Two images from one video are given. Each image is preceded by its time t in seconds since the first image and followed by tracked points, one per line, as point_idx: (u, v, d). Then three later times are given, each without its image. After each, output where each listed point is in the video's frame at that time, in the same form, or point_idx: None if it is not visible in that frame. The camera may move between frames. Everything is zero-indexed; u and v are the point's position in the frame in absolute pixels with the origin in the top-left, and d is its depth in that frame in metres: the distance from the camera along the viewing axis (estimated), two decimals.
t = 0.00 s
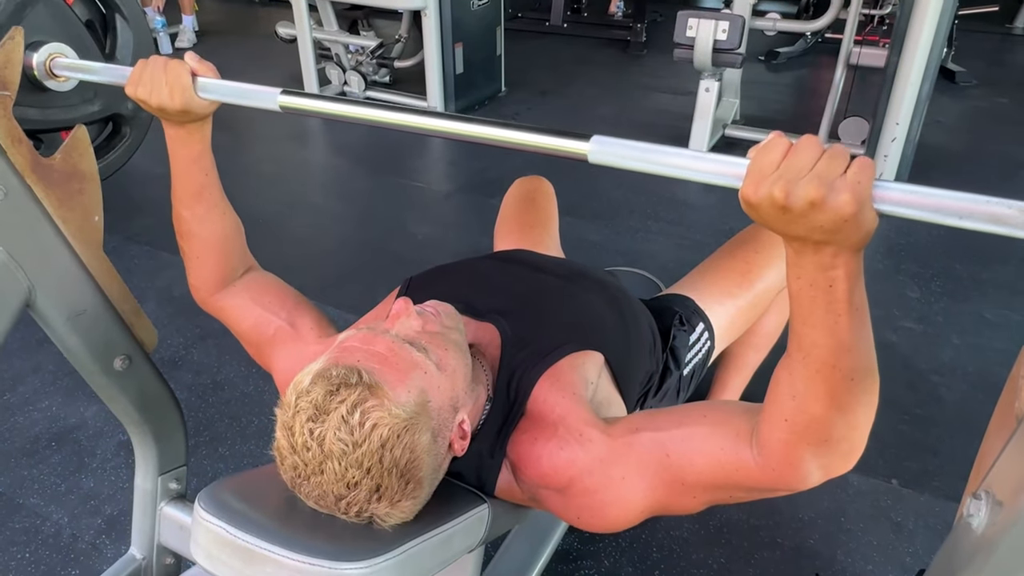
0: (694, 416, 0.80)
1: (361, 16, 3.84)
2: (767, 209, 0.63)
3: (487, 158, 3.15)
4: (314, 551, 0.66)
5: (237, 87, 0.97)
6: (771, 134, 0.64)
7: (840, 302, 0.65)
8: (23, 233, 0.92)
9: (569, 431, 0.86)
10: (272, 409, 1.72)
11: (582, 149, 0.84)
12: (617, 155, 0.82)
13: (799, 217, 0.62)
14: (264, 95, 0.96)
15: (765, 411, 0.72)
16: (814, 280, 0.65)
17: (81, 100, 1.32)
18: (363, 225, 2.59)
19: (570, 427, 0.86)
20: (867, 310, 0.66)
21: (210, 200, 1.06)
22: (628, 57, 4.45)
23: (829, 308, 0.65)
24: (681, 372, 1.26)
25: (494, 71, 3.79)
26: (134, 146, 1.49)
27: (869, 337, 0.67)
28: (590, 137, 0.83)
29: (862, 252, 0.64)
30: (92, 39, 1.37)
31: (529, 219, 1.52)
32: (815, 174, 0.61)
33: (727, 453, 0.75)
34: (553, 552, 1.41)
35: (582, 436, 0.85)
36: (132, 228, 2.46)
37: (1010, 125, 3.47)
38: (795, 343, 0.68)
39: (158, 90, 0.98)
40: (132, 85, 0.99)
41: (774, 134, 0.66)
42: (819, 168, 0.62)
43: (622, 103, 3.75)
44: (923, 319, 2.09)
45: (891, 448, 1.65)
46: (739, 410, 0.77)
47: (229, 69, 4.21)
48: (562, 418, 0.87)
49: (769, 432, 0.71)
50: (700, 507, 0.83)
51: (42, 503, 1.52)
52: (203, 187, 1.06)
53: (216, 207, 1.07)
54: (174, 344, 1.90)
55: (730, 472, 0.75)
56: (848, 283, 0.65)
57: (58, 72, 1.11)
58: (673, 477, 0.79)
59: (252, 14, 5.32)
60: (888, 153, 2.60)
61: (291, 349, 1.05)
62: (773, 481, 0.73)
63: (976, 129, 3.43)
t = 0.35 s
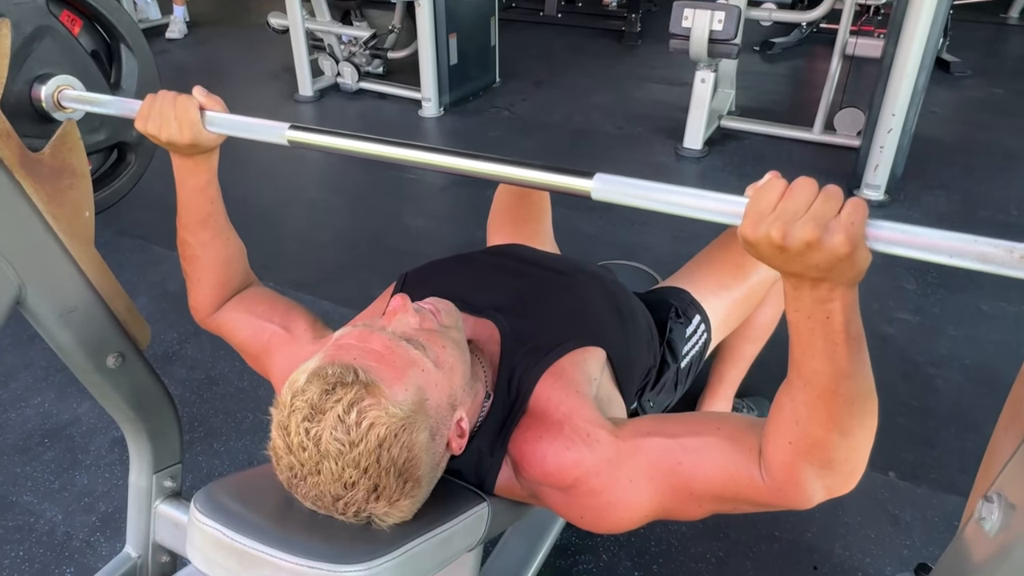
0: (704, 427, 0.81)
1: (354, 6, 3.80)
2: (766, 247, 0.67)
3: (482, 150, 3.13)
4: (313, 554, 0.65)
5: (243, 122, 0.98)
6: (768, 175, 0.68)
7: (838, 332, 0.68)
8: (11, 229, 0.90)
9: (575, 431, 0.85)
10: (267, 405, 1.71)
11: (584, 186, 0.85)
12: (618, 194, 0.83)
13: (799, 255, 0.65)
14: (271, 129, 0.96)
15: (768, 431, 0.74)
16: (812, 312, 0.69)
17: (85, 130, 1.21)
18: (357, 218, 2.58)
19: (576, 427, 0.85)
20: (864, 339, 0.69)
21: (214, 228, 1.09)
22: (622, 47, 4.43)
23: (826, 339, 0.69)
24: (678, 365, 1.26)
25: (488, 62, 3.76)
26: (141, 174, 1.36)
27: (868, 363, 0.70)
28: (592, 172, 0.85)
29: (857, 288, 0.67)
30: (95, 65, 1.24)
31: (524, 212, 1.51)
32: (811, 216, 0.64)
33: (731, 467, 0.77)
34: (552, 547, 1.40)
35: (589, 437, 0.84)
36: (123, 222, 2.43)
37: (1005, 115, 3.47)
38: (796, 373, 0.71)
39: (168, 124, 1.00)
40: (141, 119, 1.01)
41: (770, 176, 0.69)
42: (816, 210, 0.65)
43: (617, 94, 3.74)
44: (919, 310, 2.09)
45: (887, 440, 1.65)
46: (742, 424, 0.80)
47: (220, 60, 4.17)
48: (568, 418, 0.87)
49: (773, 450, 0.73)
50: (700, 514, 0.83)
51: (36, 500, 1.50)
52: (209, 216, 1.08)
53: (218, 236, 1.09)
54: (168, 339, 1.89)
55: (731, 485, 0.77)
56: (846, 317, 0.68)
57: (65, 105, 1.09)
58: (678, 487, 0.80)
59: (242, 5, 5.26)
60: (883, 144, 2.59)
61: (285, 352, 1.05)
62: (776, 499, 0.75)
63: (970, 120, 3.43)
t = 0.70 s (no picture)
0: (713, 439, 0.80)
1: None
2: (765, 289, 0.69)
3: (477, 142, 3.10)
4: (311, 561, 0.63)
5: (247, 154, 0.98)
6: (767, 220, 0.70)
7: (836, 365, 0.70)
8: None
9: (584, 435, 0.84)
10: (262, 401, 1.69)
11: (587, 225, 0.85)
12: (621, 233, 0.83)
13: (797, 298, 0.67)
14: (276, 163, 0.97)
15: (767, 454, 0.75)
16: (812, 345, 0.70)
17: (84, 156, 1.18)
18: (351, 212, 2.55)
19: (584, 431, 0.84)
20: (862, 371, 0.71)
21: (213, 253, 1.09)
22: (617, 38, 4.40)
23: (824, 372, 0.71)
24: (678, 359, 1.23)
25: (482, 53, 3.73)
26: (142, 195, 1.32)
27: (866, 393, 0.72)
28: (594, 214, 0.84)
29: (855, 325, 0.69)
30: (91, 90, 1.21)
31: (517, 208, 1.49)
32: (809, 259, 0.66)
33: (734, 486, 0.77)
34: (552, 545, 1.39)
35: (598, 441, 0.83)
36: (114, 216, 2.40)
37: (1000, 106, 3.46)
38: (795, 401, 0.73)
39: (169, 156, 1.00)
40: (142, 151, 1.00)
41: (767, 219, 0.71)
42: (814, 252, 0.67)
43: (611, 85, 3.71)
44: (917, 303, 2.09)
45: (887, 434, 1.64)
46: (742, 438, 0.80)
47: (211, 51, 4.12)
48: (575, 420, 0.85)
49: (775, 474, 0.74)
50: (703, 526, 0.84)
51: (28, 500, 1.48)
52: (210, 243, 1.09)
53: (215, 264, 1.10)
54: (161, 335, 1.86)
55: (733, 501, 0.77)
56: (845, 352, 0.70)
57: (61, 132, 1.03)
58: (683, 500, 0.80)
59: None
60: (880, 135, 2.58)
61: (281, 359, 1.03)
62: (778, 520, 0.76)
63: (966, 110, 3.42)
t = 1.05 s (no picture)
0: (720, 460, 0.81)
1: None
2: (770, 334, 0.69)
3: (470, 135, 3.07)
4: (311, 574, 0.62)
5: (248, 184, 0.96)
6: (771, 264, 0.69)
7: (836, 406, 0.71)
8: None
9: (592, 444, 0.83)
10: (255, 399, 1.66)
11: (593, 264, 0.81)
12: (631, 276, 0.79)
13: (801, 344, 0.68)
14: (282, 196, 0.94)
15: (768, 484, 0.76)
16: (814, 387, 0.71)
17: (84, 179, 1.15)
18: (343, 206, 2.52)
19: (593, 439, 0.84)
20: (862, 410, 0.72)
21: (214, 279, 1.07)
22: (610, 29, 4.37)
23: (825, 412, 0.71)
24: (678, 356, 1.21)
25: (474, 44, 3.69)
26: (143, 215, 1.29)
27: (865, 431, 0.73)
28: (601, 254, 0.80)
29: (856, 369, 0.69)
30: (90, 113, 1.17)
31: (512, 203, 1.47)
32: (814, 308, 0.66)
33: (738, 512, 0.78)
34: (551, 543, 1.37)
35: (607, 452, 0.82)
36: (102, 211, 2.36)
37: (994, 96, 3.46)
38: (796, 436, 0.74)
39: (172, 188, 0.98)
40: (146, 184, 0.99)
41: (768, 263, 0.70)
42: (819, 301, 0.66)
43: (605, 77, 3.69)
44: (914, 295, 2.08)
45: (887, 428, 1.63)
46: (750, 461, 0.81)
47: (199, 43, 4.07)
48: (583, 426, 0.84)
49: (776, 506, 0.75)
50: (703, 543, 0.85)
51: (18, 503, 1.46)
52: (211, 269, 1.06)
53: (215, 290, 1.08)
54: (152, 332, 1.83)
55: (737, 526, 0.79)
56: (847, 392, 0.70)
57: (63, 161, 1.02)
58: (687, 519, 0.80)
59: None
60: (876, 127, 2.56)
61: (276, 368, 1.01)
62: (777, 550, 0.77)
63: (960, 101, 3.42)
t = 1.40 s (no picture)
0: (726, 478, 0.81)
1: None
2: (775, 373, 0.69)
3: (463, 129, 3.05)
4: None
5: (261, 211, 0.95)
6: (778, 306, 0.69)
7: (835, 441, 0.71)
8: None
9: (603, 452, 0.82)
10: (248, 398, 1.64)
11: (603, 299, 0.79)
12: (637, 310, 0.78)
13: (807, 384, 0.68)
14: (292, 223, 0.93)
15: (766, 509, 0.77)
16: (816, 422, 0.71)
17: (91, 199, 1.13)
18: (335, 202, 2.50)
19: (603, 447, 0.83)
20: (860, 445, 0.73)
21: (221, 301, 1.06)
22: (601, 21, 4.35)
23: (825, 446, 0.72)
24: (678, 354, 1.20)
25: (466, 37, 3.66)
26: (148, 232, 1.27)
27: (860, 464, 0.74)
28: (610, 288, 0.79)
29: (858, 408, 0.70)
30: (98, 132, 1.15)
31: (509, 198, 1.45)
32: (819, 350, 0.66)
33: (738, 536, 0.78)
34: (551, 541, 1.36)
35: (617, 462, 0.82)
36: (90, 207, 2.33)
37: (985, 88, 3.46)
38: (792, 467, 0.75)
39: (185, 214, 0.98)
40: (158, 209, 0.99)
41: (776, 305, 0.71)
42: (823, 343, 0.66)
43: (598, 70, 3.67)
44: (909, 288, 2.08)
45: (884, 422, 1.63)
46: (752, 482, 0.81)
47: (187, 36, 4.02)
48: (594, 434, 0.83)
49: (773, 532, 0.76)
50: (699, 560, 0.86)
51: (8, 505, 1.43)
52: (219, 290, 1.06)
53: (224, 310, 1.07)
54: (143, 331, 1.81)
55: (736, 548, 0.79)
56: (848, 429, 0.71)
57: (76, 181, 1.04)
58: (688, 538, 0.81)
59: None
60: (870, 119, 2.56)
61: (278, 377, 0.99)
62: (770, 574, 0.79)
63: (953, 93, 3.42)
